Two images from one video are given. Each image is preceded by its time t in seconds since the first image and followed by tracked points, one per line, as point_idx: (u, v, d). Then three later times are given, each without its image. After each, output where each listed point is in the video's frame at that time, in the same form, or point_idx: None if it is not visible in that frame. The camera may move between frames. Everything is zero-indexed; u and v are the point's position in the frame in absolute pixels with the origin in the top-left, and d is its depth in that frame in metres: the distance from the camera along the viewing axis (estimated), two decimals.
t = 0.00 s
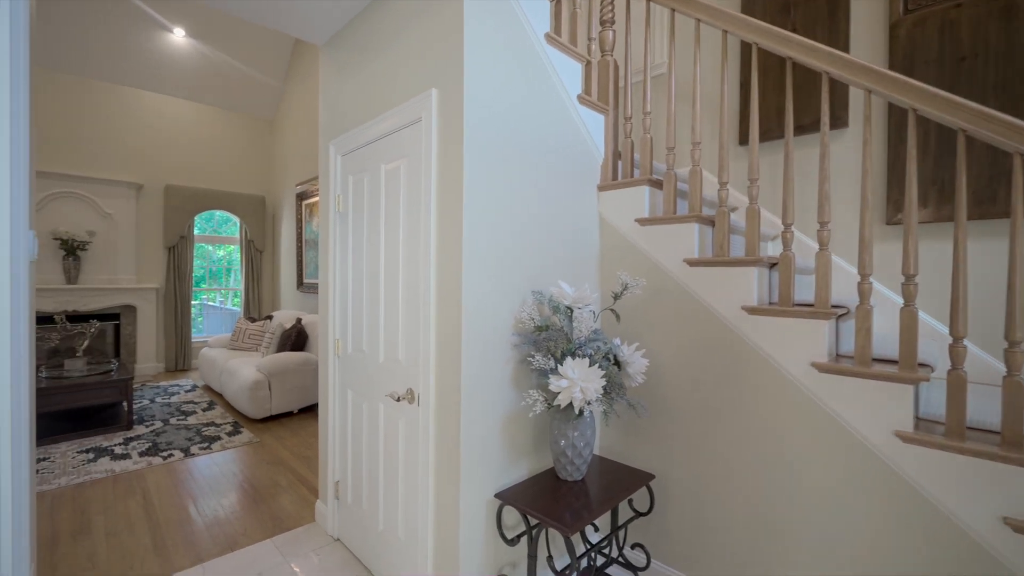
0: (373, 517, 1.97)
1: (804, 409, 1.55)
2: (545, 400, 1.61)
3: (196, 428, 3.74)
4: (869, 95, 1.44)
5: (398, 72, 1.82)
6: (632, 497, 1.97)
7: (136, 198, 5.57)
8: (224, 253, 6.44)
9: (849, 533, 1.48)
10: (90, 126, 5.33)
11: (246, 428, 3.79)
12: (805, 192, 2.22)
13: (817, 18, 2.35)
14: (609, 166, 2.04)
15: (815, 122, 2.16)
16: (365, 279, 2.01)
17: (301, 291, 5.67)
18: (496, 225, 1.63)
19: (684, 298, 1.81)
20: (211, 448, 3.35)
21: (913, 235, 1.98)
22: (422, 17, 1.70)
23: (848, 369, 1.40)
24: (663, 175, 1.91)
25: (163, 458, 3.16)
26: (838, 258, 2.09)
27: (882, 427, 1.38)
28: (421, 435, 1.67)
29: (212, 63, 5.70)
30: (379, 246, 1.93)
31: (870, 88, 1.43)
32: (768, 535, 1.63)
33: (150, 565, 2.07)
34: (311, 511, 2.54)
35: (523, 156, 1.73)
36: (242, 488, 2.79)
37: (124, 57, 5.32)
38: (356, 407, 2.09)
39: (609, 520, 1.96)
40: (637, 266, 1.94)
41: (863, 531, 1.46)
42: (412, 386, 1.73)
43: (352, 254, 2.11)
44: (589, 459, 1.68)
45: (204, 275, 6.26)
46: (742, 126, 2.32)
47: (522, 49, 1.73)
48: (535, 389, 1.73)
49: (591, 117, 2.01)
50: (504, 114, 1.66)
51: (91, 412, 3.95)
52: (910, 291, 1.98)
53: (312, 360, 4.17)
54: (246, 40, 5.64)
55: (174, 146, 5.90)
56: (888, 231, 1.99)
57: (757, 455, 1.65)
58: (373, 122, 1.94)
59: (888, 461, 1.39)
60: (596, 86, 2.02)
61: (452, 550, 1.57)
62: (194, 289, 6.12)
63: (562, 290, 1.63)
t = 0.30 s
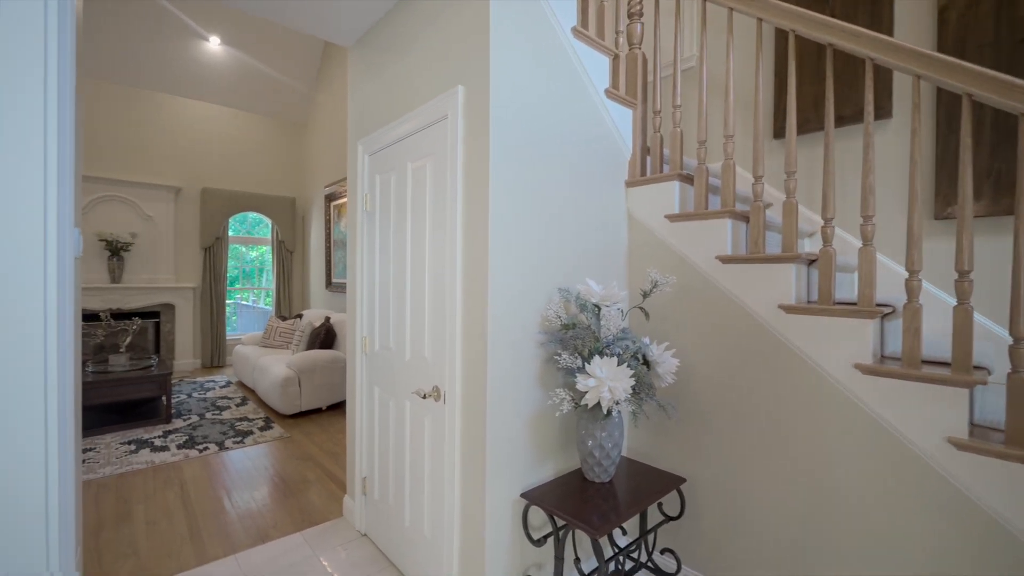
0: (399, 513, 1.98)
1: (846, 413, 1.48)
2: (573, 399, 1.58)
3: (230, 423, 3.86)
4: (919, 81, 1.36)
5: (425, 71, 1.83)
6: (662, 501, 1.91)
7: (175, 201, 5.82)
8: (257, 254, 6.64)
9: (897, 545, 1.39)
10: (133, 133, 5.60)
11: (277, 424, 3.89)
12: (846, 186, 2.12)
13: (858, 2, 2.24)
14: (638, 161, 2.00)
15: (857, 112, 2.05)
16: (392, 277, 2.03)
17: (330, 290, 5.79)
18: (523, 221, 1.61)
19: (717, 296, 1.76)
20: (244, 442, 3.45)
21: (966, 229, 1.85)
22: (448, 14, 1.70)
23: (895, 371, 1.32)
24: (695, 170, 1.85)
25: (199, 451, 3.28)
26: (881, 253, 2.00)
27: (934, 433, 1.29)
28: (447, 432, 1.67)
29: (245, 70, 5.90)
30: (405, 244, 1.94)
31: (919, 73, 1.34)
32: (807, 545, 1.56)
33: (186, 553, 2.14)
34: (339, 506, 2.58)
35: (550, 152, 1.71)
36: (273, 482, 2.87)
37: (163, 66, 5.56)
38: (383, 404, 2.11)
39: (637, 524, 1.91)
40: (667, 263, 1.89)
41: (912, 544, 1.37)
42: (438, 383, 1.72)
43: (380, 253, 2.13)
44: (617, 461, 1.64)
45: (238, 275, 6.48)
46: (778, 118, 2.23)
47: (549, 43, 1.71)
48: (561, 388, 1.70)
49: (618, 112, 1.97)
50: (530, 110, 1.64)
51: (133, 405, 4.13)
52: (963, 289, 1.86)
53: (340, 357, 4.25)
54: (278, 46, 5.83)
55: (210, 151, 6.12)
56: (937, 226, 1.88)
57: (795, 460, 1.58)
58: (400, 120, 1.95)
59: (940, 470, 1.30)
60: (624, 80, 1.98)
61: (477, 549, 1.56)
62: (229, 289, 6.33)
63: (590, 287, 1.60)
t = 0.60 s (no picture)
0: (425, 511, 2.00)
1: (888, 419, 1.41)
2: (599, 400, 1.56)
3: (263, 419, 3.98)
4: (968, 69, 1.27)
5: (451, 72, 1.84)
6: (690, 505, 1.87)
7: (211, 204, 6.06)
8: (288, 255, 6.84)
9: (944, 559, 1.32)
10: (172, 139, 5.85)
11: (307, 420, 3.99)
12: (888, 182, 2.03)
13: None
14: (665, 158, 1.96)
15: (899, 104, 1.96)
16: (419, 276, 2.05)
17: (358, 290, 5.92)
18: (548, 220, 1.61)
19: (748, 295, 1.71)
20: (276, 438, 3.55)
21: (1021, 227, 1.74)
22: (474, 16, 1.71)
23: (941, 375, 1.25)
24: (725, 167, 1.81)
25: (233, 445, 3.40)
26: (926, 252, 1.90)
27: (987, 442, 1.21)
28: (473, 431, 1.68)
29: (277, 76, 6.09)
30: (431, 244, 1.96)
31: (968, 61, 1.26)
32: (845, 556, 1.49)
33: (222, 544, 2.23)
34: (366, 502, 2.63)
35: (576, 151, 1.69)
36: (304, 477, 2.94)
37: (201, 75, 5.80)
38: (410, 402, 2.14)
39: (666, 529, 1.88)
40: (696, 262, 1.85)
41: (960, 559, 1.30)
42: (463, 382, 1.74)
43: (406, 253, 2.16)
44: (645, 464, 1.61)
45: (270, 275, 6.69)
46: (813, 112, 2.16)
47: (575, 41, 1.69)
48: (587, 389, 1.68)
49: (646, 109, 1.94)
50: (556, 109, 1.63)
51: (173, 400, 4.32)
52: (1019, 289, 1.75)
53: (367, 356, 4.33)
54: (308, 52, 6.01)
55: (244, 156, 6.35)
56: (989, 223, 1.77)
57: (832, 467, 1.52)
58: (427, 122, 1.97)
59: (994, 482, 1.22)
60: (652, 76, 1.95)
61: (503, 548, 1.56)
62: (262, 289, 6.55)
63: (616, 287, 1.57)
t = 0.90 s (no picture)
0: (451, 508, 2.03)
1: (932, 426, 1.34)
2: (626, 402, 1.54)
3: (294, 415, 4.10)
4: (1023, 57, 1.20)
5: (477, 74, 1.86)
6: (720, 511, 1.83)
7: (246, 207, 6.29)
8: (317, 256, 7.03)
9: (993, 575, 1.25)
10: (209, 145, 6.09)
11: (335, 417, 4.09)
12: (933, 177, 1.94)
13: None
14: (694, 156, 1.93)
15: (945, 95, 1.86)
16: (445, 277, 2.08)
17: (384, 290, 6.03)
18: (574, 220, 1.60)
19: (781, 296, 1.66)
20: (306, 434, 3.65)
21: None
22: (500, 17, 1.72)
23: (991, 381, 1.18)
24: (757, 164, 1.76)
25: (266, 440, 3.51)
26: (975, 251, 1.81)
27: None
28: (498, 430, 1.69)
29: (307, 81, 6.26)
30: (457, 245, 1.98)
31: None
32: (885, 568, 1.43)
33: (256, 535, 2.31)
34: (393, 498, 2.68)
35: (602, 150, 1.68)
36: (333, 472, 3.02)
37: (236, 83, 6.02)
38: (436, 401, 2.16)
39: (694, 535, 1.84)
40: (727, 262, 1.81)
41: None
42: (489, 381, 1.75)
43: (433, 253, 2.19)
44: (673, 467, 1.59)
45: (300, 276, 6.89)
46: (851, 106, 2.08)
47: (601, 40, 1.68)
48: (614, 390, 1.67)
49: (674, 106, 1.90)
50: (582, 108, 1.62)
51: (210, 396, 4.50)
52: None
53: (394, 355, 4.41)
54: (337, 58, 6.16)
55: (276, 160, 6.56)
56: None
57: (872, 475, 1.46)
58: (453, 123, 1.99)
59: None
60: (680, 73, 1.92)
61: (528, 548, 1.56)
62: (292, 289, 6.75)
63: (644, 287, 1.55)
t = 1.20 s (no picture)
0: (477, 507, 2.04)
1: (983, 434, 1.27)
2: (655, 404, 1.52)
3: (324, 412, 4.21)
4: None
5: (504, 75, 1.86)
6: (754, 517, 1.78)
7: (278, 209, 6.49)
8: (346, 256, 7.19)
9: None
10: (243, 149, 6.31)
11: (364, 414, 4.18)
12: (985, 171, 1.83)
13: None
14: (726, 153, 1.88)
15: (998, 84, 1.76)
16: (472, 276, 2.09)
17: (411, 290, 6.11)
18: (601, 219, 1.58)
19: (818, 296, 1.60)
20: (336, 430, 3.74)
21: None
22: (527, 17, 1.72)
23: None
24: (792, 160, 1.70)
25: (298, 435, 3.61)
26: None
27: None
28: (525, 430, 1.69)
29: (336, 86, 6.41)
30: (484, 245, 1.99)
31: None
32: None
33: (289, 528, 2.37)
34: (420, 496, 2.71)
35: (630, 148, 1.66)
36: (361, 468, 3.09)
37: (269, 89, 6.22)
38: (462, 400, 2.18)
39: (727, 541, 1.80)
40: (760, 262, 1.76)
41: None
42: (516, 381, 1.75)
43: (460, 253, 2.21)
44: (704, 471, 1.55)
45: (329, 276, 7.06)
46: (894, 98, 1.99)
47: (630, 36, 1.66)
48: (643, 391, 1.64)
49: (704, 102, 1.86)
50: (610, 106, 1.60)
51: (245, 392, 4.67)
52: None
53: (420, 354, 4.46)
54: (365, 62, 6.29)
55: (307, 163, 6.74)
56: None
57: (917, 484, 1.39)
58: (480, 124, 2.01)
59: None
60: (710, 68, 1.88)
61: (555, 549, 1.55)
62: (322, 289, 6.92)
63: (673, 287, 1.52)
